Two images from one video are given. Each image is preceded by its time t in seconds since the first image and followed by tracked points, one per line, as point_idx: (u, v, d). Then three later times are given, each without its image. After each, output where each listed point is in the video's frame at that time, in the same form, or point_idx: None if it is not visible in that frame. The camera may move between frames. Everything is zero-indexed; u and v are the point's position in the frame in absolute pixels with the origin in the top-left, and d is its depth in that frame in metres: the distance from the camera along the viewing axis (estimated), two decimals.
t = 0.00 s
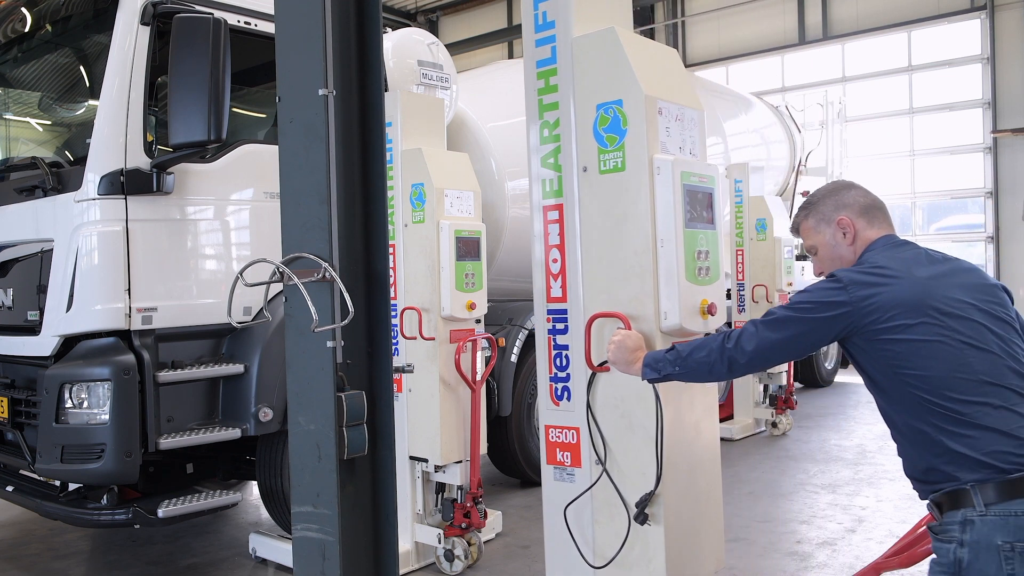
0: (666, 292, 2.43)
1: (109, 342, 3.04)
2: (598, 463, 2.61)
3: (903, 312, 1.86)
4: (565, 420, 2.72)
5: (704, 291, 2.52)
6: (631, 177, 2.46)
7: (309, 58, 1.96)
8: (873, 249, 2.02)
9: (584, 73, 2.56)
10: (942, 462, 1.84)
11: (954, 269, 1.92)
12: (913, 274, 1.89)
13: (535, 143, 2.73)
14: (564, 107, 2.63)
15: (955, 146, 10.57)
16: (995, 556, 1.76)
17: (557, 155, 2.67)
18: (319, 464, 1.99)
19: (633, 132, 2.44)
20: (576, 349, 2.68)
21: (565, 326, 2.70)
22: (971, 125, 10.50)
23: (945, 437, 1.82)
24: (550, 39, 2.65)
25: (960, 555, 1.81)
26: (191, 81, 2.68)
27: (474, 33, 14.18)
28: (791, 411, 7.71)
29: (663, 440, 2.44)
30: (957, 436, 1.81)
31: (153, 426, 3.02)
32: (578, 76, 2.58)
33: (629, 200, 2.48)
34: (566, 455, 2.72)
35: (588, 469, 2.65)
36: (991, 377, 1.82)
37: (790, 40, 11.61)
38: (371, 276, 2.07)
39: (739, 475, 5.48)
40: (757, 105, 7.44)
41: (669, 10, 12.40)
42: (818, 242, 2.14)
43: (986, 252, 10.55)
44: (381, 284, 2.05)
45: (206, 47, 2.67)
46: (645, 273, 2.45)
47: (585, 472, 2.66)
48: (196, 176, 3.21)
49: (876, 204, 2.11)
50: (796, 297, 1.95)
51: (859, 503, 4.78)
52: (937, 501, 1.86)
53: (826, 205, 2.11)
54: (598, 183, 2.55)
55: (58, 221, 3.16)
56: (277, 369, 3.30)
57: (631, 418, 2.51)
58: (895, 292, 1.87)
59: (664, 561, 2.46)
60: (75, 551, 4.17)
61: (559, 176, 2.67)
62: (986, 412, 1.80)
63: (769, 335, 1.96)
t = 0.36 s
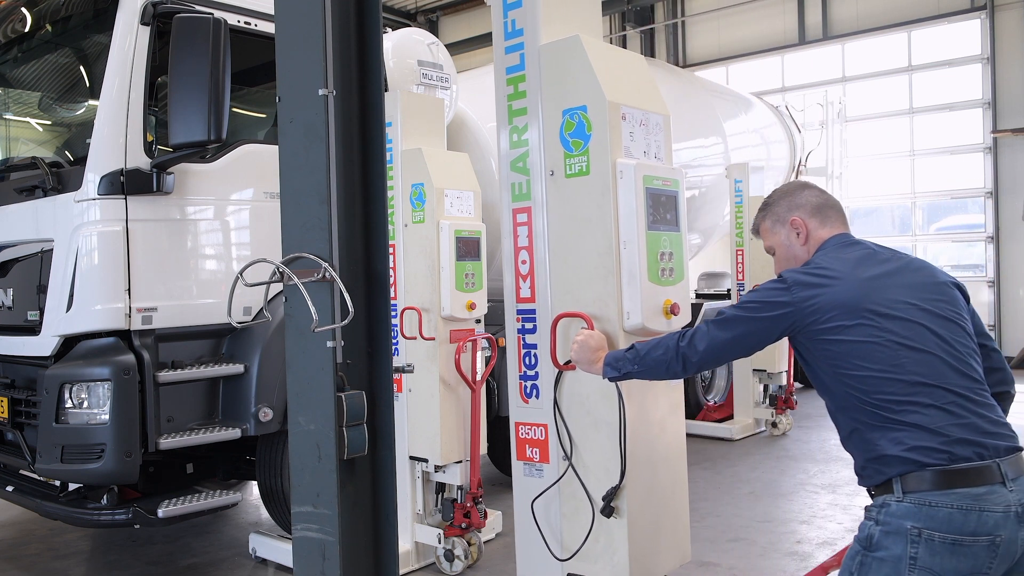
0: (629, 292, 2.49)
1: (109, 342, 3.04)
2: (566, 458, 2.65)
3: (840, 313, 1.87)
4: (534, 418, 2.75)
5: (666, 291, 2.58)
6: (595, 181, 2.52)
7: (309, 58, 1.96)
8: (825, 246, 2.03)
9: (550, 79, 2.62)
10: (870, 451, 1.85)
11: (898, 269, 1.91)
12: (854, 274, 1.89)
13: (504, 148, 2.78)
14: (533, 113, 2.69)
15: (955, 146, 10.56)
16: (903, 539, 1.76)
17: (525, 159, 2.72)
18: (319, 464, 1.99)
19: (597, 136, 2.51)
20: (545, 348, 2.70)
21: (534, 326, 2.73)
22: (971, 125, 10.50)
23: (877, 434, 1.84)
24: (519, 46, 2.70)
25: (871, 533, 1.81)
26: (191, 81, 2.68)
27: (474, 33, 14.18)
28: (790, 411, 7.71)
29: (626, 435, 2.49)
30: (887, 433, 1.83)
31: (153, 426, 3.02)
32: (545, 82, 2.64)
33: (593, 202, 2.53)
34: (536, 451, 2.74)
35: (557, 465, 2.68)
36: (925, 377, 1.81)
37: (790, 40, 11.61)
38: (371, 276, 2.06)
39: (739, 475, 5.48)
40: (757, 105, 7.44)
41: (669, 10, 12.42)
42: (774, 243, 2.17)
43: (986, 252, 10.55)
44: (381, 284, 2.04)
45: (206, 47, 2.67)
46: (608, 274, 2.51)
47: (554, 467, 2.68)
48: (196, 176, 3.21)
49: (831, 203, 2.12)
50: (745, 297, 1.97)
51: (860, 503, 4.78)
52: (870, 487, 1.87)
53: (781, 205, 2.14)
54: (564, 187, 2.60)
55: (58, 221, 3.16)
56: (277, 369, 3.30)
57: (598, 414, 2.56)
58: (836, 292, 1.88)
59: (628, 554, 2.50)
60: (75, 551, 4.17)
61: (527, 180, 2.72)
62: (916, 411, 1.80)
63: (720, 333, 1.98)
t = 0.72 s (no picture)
0: (597, 292, 2.60)
1: (109, 342, 3.04)
2: (537, 454, 2.74)
3: (774, 325, 1.81)
4: (507, 415, 2.84)
5: (634, 291, 2.69)
6: (565, 184, 2.64)
7: (309, 59, 1.96)
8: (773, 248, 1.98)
9: (523, 86, 2.73)
10: (791, 459, 1.82)
11: (842, 278, 1.83)
12: (794, 283, 1.82)
13: (480, 152, 2.89)
14: (506, 118, 2.79)
15: (955, 146, 10.55)
16: (812, 544, 1.75)
17: (499, 163, 2.83)
18: (319, 464, 1.99)
19: (567, 141, 2.62)
20: (517, 347, 2.80)
21: (507, 325, 2.82)
22: (971, 125, 10.50)
23: (801, 444, 1.79)
24: (493, 53, 2.81)
25: (789, 537, 1.82)
26: (192, 81, 2.68)
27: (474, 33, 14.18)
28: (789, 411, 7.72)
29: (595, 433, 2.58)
30: (809, 445, 1.78)
31: (153, 426, 3.02)
32: (517, 88, 2.75)
33: (563, 204, 2.65)
34: (509, 447, 2.84)
35: (529, 461, 2.77)
36: (854, 393, 1.74)
37: (790, 40, 11.61)
38: (371, 276, 2.06)
39: (738, 475, 5.48)
40: (757, 105, 7.44)
41: (669, 10, 12.47)
42: (727, 245, 2.15)
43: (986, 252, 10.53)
44: (381, 285, 2.04)
45: (206, 47, 2.67)
46: (577, 275, 2.61)
47: (526, 463, 2.78)
48: (196, 176, 3.21)
49: (782, 203, 2.09)
50: (692, 307, 1.92)
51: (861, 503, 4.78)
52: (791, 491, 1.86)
53: (731, 208, 2.12)
54: (536, 189, 2.72)
55: (57, 221, 3.16)
56: (277, 369, 3.30)
57: (568, 412, 2.65)
58: (775, 305, 1.81)
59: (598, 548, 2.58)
60: (75, 551, 4.17)
61: (501, 183, 2.83)
62: (837, 426, 1.74)
63: (667, 344, 1.95)
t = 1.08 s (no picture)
0: (574, 293, 2.63)
1: (109, 342, 3.04)
2: (515, 450, 2.82)
3: (709, 321, 1.80)
4: (487, 412, 2.94)
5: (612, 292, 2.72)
6: (543, 186, 2.67)
7: (309, 59, 1.96)
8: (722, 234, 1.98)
9: (501, 91, 2.77)
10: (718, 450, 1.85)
11: (781, 274, 1.82)
12: (732, 278, 1.81)
13: (461, 155, 2.94)
14: (485, 121, 2.84)
15: (955, 146, 10.55)
16: (729, 531, 1.79)
17: (479, 166, 2.88)
18: (319, 464, 1.99)
19: (544, 144, 2.65)
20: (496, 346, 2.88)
21: (488, 325, 2.90)
22: (971, 125, 10.50)
23: (726, 437, 1.82)
24: (473, 58, 2.85)
25: (711, 523, 1.85)
26: (191, 81, 2.68)
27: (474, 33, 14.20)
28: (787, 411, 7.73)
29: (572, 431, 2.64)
30: (733, 439, 1.80)
31: (153, 426, 3.02)
32: (496, 92, 2.79)
33: (541, 206, 2.68)
34: (490, 444, 2.93)
35: (509, 457, 2.86)
36: (778, 393, 1.75)
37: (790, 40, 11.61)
38: (371, 276, 2.06)
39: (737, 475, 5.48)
40: (757, 105, 7.44)
41: (669, 10, 12.49)
42: (678, 229, 2.18)
43: (986, 252, 10.53)
44: (381, 285, 2.04)
45: (206, 47, 2.67)
46: (554, 276, 2.65)
47: (505, 459, 2.87)
48: (196, 176, 3.21)
49: (730, 186, 2.09)
50: (633, 308, 1.94)
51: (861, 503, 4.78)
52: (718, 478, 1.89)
53: (680, 192, 2.15)
54: (515, 191, 2.76)
55: (57, 221, 3.16)
56: (277, 369, 3.30)
57: (545, 410, 2.71)
58: (709, 302, 1.80)
59: (575, 542, 2.64)
60: (75, 551, 4.17)
61: (481, 185, 2.88)
62: (760, 423, 1.76)
63: (620, 348, 1.96)
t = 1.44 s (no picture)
0: (565, 294, 2.62)
1: (109, 342, 3.04)
2: (507, 449, 2.83)
3: (678, 317, 1.85)
4: (479, 412, 2.96)
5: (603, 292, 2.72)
6: (534, 188, 2.67)
7: (309, 59, 1.96)
8: (687, 228, 2.05)
9: (492, 93, 2.77)
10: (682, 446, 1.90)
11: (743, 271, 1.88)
12: (697, 275, 1.86)
13: (453, 157, 2.94)
14: (478, 123, 2.84)
15: (955, 146, 10.55)
16: (689, 522, 1.86)
17: (472, 167, 2.89)
18: (319, 464, 1.99)
19: (535, 146, 2.65)
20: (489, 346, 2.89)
21: (480, 324, 2.91)
22: (971, 125, 10.50)
23: (685, 431, 1.89)
24: (466, 59, 2.85)
25: (671, 514, 1.93)
26: (191, 81, 2.68)
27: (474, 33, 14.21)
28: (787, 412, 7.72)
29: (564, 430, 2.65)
30: (692, 434, 1.87)
31: (153, 426, 3.02)
32: (488, 93, 2.78)
33: (532, 207, 2.69)
34: (482, 443, 2.95)
35: (501, 456, 2.86)
36: (739, 389, 1.81)
37: (790, 40, 11.61)
38: (371, 276, 2.06)
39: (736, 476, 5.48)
40: (756, 105, 7.44)
41: (669, 10, 12.51)
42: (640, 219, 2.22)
43: (986, 252, 10.53)
44: (381, 285, 2.05)
45: (206, 47, 2.67)
46: (546, 277, 2.65)
47: (497, 458, 2.88)
48: (196, 176, 3.21)
49: (689, 177, 2.13)
50: (601, 309, 1.99)
51: (859, 503, 4.79)
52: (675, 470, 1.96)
53: (639, 184, 2.19)
54: (507, 192, 2.75)
55: (57, 221, 3.16)
56: (277, 369, 3.30)
57: (538, 409, 2.71)
58: (679, 299, 1.85)
59: (567, 540, 2.65)
60: (75, 551, 4.17)
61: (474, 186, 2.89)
62: (720, 420, 1.82)
63: (596, 348, 2.02)
